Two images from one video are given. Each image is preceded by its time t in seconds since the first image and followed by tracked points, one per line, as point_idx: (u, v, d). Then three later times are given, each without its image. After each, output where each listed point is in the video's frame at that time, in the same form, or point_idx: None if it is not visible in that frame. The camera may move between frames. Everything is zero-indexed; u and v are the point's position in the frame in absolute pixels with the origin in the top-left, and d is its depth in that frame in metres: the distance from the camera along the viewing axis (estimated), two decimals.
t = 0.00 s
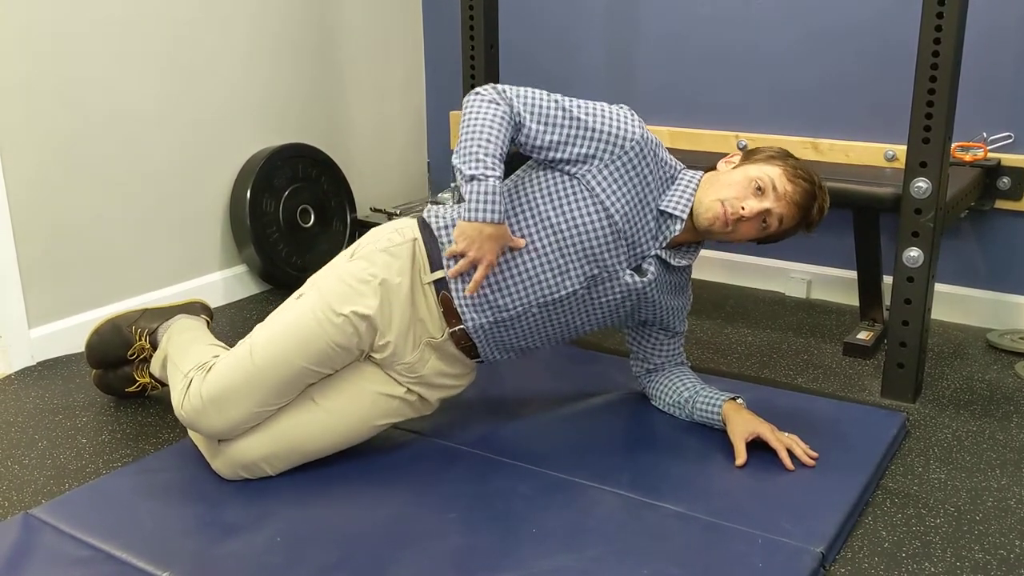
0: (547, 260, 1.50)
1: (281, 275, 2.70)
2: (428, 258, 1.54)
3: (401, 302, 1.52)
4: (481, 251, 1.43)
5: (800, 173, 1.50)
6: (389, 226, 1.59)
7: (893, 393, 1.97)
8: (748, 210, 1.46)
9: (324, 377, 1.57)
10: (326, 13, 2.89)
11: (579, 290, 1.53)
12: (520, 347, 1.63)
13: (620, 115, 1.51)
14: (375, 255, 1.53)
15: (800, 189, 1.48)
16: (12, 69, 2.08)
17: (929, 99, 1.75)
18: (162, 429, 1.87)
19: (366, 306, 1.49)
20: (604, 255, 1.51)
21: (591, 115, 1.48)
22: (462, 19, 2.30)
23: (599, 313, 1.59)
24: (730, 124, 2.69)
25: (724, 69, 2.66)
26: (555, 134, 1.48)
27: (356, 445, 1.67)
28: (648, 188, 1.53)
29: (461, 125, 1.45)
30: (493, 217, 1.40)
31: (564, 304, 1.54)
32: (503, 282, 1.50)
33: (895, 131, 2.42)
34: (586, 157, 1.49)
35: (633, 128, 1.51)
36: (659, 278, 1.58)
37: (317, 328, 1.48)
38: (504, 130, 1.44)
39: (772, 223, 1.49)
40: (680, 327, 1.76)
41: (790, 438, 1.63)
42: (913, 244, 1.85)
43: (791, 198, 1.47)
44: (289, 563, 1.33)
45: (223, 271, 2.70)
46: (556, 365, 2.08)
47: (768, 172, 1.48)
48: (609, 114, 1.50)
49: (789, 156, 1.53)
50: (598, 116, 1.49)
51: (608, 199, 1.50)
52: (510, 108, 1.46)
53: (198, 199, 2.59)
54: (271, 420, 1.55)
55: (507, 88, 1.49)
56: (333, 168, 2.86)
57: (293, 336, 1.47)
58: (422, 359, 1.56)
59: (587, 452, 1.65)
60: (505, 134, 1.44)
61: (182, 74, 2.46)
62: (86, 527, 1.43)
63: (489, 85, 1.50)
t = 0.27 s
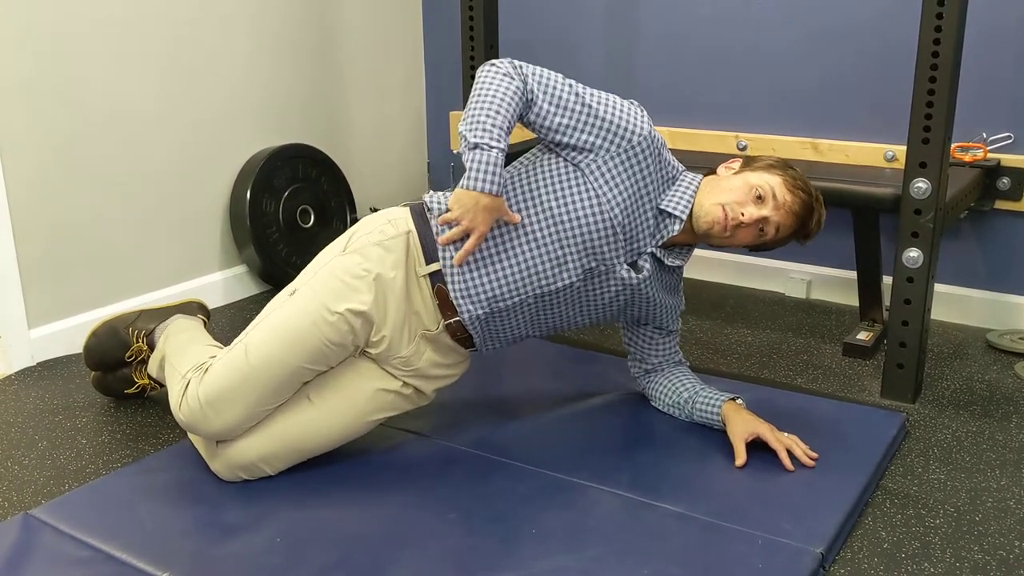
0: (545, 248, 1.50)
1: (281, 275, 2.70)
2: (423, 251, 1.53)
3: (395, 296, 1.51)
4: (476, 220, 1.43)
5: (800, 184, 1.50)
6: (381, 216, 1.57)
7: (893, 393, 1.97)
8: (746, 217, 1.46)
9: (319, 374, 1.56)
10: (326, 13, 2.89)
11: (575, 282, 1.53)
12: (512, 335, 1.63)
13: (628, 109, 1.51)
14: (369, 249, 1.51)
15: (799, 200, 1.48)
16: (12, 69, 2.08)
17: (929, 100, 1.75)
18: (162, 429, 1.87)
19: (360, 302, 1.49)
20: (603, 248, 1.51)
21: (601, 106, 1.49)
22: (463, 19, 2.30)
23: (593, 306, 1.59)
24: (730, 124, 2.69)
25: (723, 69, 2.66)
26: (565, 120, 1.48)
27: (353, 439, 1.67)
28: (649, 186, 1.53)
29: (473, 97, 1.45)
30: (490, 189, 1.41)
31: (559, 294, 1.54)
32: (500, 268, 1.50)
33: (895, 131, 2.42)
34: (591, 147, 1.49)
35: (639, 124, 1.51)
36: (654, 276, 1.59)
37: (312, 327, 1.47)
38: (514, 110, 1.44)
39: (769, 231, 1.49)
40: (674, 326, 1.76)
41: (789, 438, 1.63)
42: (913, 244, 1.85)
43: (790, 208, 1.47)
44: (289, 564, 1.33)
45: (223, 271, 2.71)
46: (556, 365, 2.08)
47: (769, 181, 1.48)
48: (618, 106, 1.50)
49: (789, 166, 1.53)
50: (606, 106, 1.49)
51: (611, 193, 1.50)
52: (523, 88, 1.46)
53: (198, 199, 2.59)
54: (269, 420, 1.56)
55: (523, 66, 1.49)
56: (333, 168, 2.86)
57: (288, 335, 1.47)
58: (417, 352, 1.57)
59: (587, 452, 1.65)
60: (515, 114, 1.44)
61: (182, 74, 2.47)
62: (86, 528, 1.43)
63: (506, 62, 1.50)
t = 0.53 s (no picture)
0: (547, 260, 1.50)
1: (281, 275, 2.70)
2: (425, 257, 1.53)
3: (397, 302, 1.51)
4: (492, 254, 1.43)
5: (798, 180, 1.50)
6: (382, 222, 1.57)
7: (894, 393, 1.97)
8: (745, 215, 1.46)
9: (319, 377, 1.56)
10: (326, 13, 2.90)
11: (576, 289, 1.53)
12: (515, 341, 1.64)
13: (622, 114, 1.51)
14: (371, 254, 1.51)
15: (798, 196, 1.48)
16: (12, 69, 2.08)
17: (929, 100, 1.75)
18: (163, 429, 1.87)
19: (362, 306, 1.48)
20: (603, 255, 1.51)
21: (596, 115, 1.48)
22: (463, 18, 2.30)
23: (595, 311, 1.60)
24: (730, 124, 2.69)
25: (723, 69, 2.66)
26: (560, 134, 1.47)
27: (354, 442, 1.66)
28: (647, 188, 1.53)
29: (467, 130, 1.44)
30: (502, 220, 1.41)
31: (560, 302, 1.55)
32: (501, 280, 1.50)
33: (895, 131, 2.42)
34: (588, 157, 1.49)
35: (634, 128, 1.50)
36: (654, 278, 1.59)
37: (313, 330, 1.47)
38: (509, 132, 1.43)
39: (768, 228, 1.49)
40: (674, 327, 1.76)
41: (789, 438, 1.63)
42: (913, 244, 1.85)
43: (788, 204, 1.47)
44: (289, 564, 1.33)
45: (223, 271, 2.71)
46: (556, 365, 2.08)
47: (766, 177, 1.48)
48: (613, 114, 1.49)
49: (787, 162, 1.53)
50: (601, 116, 1.48)
51: (609, 199, 1.49)
52: (515, 108, 1.45)
53: (198, 199, 2.59)
54: (268, 421, 1.55)
55: (514, 85, 1.48)
56: (333, 168, 2.86)
57: (289, 338, 1.47)
58: (418, 356, 1.57)
59: (587, 452, 1.65)
60: (510, 137, 1.43)
61: (183, 74, 2.47)
62: (87, 528, 1.43)
63: (495, 84, 1.48)
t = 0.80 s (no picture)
0: (552, 268, 1.50)
1: (281, 275, 2.70)
2: (433, 266, 1.54)
3: (407, 311, 1.52)
4: (498, 271, 1.44)
5: (799, 170, 1.50)
6: (392, 234, 1.58)
7: (894, 393, 1.98)
8: (748, 208, 1.46)
9: (327, 380, 1.57)
10: (326, 12, 2.90)
11: (583, 296, 1.53)
12: (527, 354, 1.63)
13: (614, 119, 1.51)
14: (381, 263, 1.53)
15: (799, 185, 1.48)
16: (12, 69, 2.08)
17: (929, 100, 1.75)
18: (163, 429, 1.87)
19: (372, 313, 1.49)
20: (607, 259, 1.51)
21: (588, 122, 1.48)
22: (463, 18, 2.30)
23: (603, 318, 1.60)
24: (730, 124, 2.69)
25: (724, 69, 2.66)
26: (553, 146, 1.47)
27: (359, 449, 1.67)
28: (646, 189, 1.53)
29: (462, 155, 1.44)
30: (506, 239, 1.41)
31: (569, 310, 1.55)
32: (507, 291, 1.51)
33: (895, 131, 2.42)
34: (585, 165, 1.49)
35: (627, 130, 1.51)
36: (661, 279, 1.58)
37: (321, 332, 1.48)
38: (502, 150, 1.44)
39: (771, 220, 1.49)
40: (682, 328, 1.76)
41: (790, 438, 1.63)
42: (913, 244, 1.85)
43: (790, 194, 1.47)
44: (290, 564, 1.33)
45: (223, 271, 2.71)
46: (556, 366, 2.08)
47: (767, 169, 1.48)
48: (605, 120, 1.49)
49: (787, 152, 1.53)
50: (593, 122, 1.48)
51: (608, 204, 1.50)
52: (507, 126, 1.45)
53: (198, 199, 2.59)
54: (273, 421, 1.55)
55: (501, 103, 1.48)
56: (333, 168, 2.86)
57: (297, 339, 1.48)
58: (426, 366, 1.57)
59: (587, 452, 1.65)
60: (504, 154, 1.44)
61: (183, 74, 2.47)
62: (87, 528, 1.43)
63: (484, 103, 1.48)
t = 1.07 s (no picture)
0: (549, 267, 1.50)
1: (281, 275, 2.70)
2: (431, 263, 1.54)
3: (405, 309, 1.52)
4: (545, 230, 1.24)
5: (796, 169, 1.50)
6: (390, 233, 1.59)
7: (894, 393, 1.98)
8: (746, 206, 1.46)
9: (327, 379, 1.57)
10: (326, 12, 2.90)
11: (581, 295, 1.53)
12: (525, 353, 1.63)
13: (612, 119, 1.51)
14: (379, 261, 1.53)
15: (797, 184, 1.48)
16: (12, 69, 2.08)
17: (929, 100, 1.75)
18: (163, 429, 1.87)
19: (371, 309, 1.49)
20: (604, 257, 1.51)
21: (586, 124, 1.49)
22: (463, 18, 2.30)
23: (601, 318, 1.59)
24: (730, 124, 2.69)
25: (724, 69, 2.66)
26: (555, 145, 1.47)
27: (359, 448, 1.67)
28: (643, 188, 1.53)
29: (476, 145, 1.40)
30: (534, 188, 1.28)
31: (567, 310, 1.55)
32: (504, 290, 1.50)
33: (895, 131, 2.42)
34: (582, 165, 1.49)
35: (624, 130, 1.51)
36: (660, 278, 1.58)
37: (321, 330, 1.47)
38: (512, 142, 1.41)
39: (769, 218, 1.49)
40: (681, 327, 1.76)
41: (790, 438, 1.63)
42: (913, 244, 1.85)
43: (787, 193, 1.47)
44: (290, 564, 1.33)
45: (223, 271, 2.71)
46: (556, 366, 2.08)
47: (764, 168, 1.48)
48: (603, 121, 1.50)
49: (785, 151, 1.53)
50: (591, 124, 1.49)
51: (605, 203, 1.50)
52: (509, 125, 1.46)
53: (198, 199, 2.59)
54: (272, 421, 1.55)
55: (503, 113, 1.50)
56: (333, 168, 2.86)
57: (297, 338, 1.47)
58: (424, 364, 1.57)
59: (587, 452, 1.65)
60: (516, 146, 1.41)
61: (183, 74, 2.47)
62: (87, 528, 1.43)
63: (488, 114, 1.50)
